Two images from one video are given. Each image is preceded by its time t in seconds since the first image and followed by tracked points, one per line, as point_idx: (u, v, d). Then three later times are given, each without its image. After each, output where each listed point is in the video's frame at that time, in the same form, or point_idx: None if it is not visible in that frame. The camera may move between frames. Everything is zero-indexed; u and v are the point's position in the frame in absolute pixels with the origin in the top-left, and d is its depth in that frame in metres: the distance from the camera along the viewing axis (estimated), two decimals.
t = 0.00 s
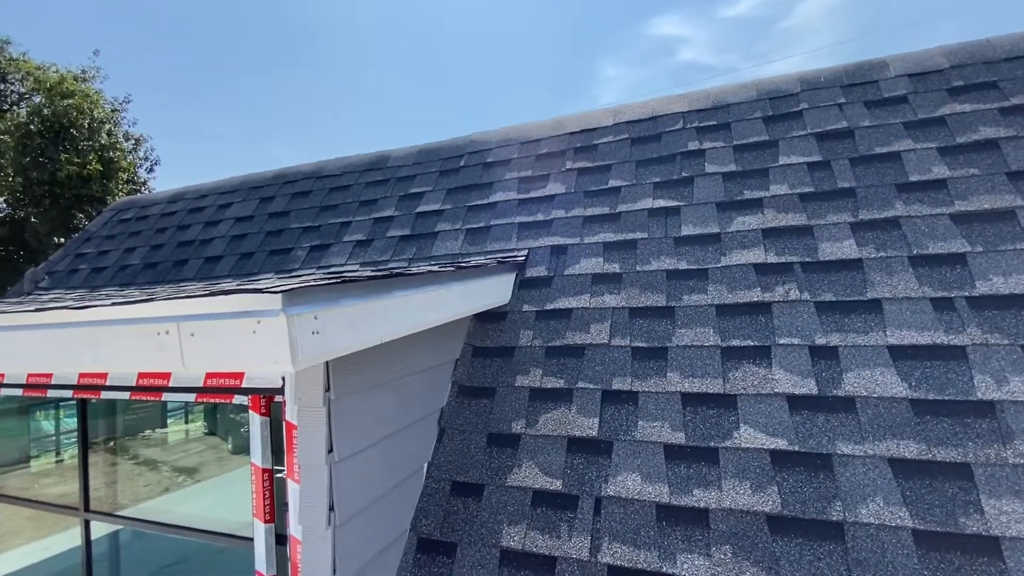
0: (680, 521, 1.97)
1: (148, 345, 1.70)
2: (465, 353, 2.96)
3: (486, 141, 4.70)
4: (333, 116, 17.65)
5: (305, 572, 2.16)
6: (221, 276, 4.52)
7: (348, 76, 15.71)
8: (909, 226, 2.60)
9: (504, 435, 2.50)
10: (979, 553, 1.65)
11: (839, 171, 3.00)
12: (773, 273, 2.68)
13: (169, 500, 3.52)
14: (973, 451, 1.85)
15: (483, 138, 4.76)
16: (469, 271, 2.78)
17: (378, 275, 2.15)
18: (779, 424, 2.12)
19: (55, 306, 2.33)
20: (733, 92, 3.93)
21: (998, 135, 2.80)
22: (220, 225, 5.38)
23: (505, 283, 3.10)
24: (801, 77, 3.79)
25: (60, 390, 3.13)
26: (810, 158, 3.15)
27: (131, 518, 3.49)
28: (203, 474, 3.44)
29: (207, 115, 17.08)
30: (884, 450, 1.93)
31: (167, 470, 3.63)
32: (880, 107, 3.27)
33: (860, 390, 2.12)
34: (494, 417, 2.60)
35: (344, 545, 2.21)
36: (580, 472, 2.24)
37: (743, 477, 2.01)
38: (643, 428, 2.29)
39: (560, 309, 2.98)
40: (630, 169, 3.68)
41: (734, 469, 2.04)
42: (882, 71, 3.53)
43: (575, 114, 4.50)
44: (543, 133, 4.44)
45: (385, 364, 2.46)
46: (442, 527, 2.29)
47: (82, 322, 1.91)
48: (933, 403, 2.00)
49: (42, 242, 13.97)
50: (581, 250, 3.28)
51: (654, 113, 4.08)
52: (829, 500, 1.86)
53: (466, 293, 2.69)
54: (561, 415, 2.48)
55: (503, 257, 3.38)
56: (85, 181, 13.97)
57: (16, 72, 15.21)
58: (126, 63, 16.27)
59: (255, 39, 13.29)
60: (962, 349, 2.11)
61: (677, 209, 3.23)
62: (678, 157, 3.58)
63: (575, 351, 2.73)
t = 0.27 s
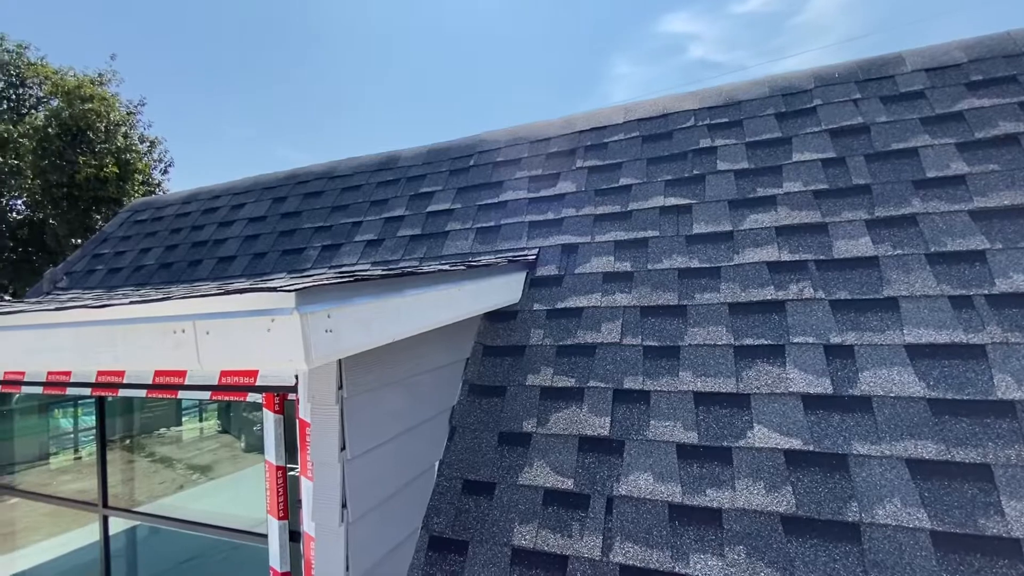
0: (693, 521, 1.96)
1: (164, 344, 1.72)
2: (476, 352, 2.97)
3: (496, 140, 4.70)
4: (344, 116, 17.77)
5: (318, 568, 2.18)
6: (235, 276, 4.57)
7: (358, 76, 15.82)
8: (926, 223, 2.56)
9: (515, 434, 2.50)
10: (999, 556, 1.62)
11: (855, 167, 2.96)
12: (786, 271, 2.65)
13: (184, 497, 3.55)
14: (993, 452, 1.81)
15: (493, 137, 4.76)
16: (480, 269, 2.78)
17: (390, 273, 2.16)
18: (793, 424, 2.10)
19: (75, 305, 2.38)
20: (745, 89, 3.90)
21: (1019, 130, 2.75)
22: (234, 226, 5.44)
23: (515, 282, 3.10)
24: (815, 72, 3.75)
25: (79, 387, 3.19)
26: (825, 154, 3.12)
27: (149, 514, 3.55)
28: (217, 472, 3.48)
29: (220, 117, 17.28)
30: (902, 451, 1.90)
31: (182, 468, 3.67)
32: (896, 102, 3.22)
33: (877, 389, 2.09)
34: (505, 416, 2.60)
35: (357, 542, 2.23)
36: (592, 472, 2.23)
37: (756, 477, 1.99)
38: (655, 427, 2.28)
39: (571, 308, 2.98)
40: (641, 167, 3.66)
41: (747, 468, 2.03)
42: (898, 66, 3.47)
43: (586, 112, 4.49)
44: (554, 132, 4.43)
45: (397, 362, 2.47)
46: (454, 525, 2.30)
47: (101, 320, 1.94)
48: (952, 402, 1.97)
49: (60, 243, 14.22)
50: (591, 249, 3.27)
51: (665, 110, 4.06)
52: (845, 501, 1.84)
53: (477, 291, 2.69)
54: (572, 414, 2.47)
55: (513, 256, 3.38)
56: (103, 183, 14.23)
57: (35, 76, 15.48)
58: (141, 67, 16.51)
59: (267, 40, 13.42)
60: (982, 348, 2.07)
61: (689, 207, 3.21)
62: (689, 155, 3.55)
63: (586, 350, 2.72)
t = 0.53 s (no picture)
0: (703, 521, 1.94)
1: (178, 342, 1.74)
2: (485, 351, 2.97)
3: (505, 140, 4.70)
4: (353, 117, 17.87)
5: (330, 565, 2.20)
6: (246, 276, 4.61)
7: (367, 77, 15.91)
8: (941, 221, 2.53)
9: (524, 433, 2.50)
10: (1017, 558, 1.59)
11: (868, 165, 2.93)
12: (798, 269, 2.63)
13: (196, 495, 3.61)
14: (1010, 452, 1.79)
15: (502, 137, 4.76)
16: (489, 268, 2.79)
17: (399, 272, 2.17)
18: (805, 423, 2.08)
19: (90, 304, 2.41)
20: (756, 86, 3.87)
21: None
22: (244, 226, 5.49)
23: (524, 281, 3.10)
24: (826, 69, 3.72)
25: (94, 386, 3.24)
26: (837, 151, 3.08)
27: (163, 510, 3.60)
28: (229, 470, 3.53)
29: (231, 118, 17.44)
30: (916, 451, 1.87)
31: (194, 466, 3.73)
32: (910, 99, 3.18)
33: (891, 389, 2.06)
34: (514, 415, 2.61)
35: (367, 540, 2.24)
36: (601, 471, 2.23)
37: (768, 477, 1.98)
38: (665, 427, 2.27)
39: (580, 307, 2.97)
40: (650, 166, 3.64)
41: (758, 468, 2.01)
42: (912, 62, 3.43)
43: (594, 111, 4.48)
44: (562, 131, 4.43)
45: (406, 361, 2.48)
46: (463, 523, 2.31)
47: (116, 319, 1.96)
48: (968, 402, 1.94)
49: (75, 244, 14.41)
50: (600, 248, 3.26)
51: (675, 108, 4.04)
52: (858, 502, 1.82)
53: (486, 290, 2.69)
54: (581, 413, 2.47)
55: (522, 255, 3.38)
56: (117, 185, 14.40)
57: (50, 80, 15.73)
58: (153, 69, 16.70)
59: (277, 41, 13.52)
60: (999, 347, 2.04)
61: (699, 206, 3.19)
62: (699, 153, 3.53)
63: (595, 349, 2.72)
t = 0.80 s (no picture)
0: (712, 521, 1.94)
1: (190, 341, 1.76)
2: (492, 350, 2.97)
3: (512, 139, 4.70)
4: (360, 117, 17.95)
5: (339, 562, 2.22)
6: (255, 276, 4.65)
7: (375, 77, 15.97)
8: (953, 219, 2.50)
9: (532, 433, 2.50)
10: None
11: (879, 163, 2.90)
12: (808, 268, 2.61)
13: (206, 493, 3.64)
14: None
15: (509, 136, 4.77)
16: (496, 268, 2.79)
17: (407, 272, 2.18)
18: (815, 424, 2.07)
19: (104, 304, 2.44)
20: (765, 84, 3.84)
21: None
22: (253, 227, 5.54)
23: (531, 280, 3.10)
24: (837, 66, 3.68)
25: (107, 384, 3.28)
26: (847, 149, 3.06)
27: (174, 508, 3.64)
28: (238, 468, 3.54)
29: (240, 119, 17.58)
30: (928, 452, 1.85)
31: (203, 464, 3.75)
32: (922, 96, 3.15)
33: (902, 389, 2.04)
34: (521, 414, 2.61)
35: (376, 538, 2.26)
36: (609, 471, 2.22)
37: (777, 477, 1.97)
38: (674, 427, 2.26)
39: (588, 306, 2.97)
40: (658, 165, 3.63)
41: (767, 468, 2.00)
42: (923, 59, 3.40)
43: (602, 110, 4.47)
44: (569, 130, 4.42)
45: (414, 361, 2.49)
46: (471, 522, 2.31)
47: (129, 318, 1.98)
48: (981, 403, 1.92)
49: (87, 245, 14.58)
50: (608, 247, 3.26)
51: (683, 107, 4.02)
52: (869, 502, 1.81)
53: (493, 289, 2.69)
54: (589, 413, 2.47)
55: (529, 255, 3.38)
56: (130, 186, 14.57)
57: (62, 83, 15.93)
58: (164, 72, 16.87)
59: (285, 43, 13.61)
60: (1012, 347, 2.02)
61: (707, 205, 3.17)
62: (708, 152, 3.51)
63: (603, 349, 2.71)
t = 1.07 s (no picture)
0: (719, 521, 1.93)
1: (199, 340, 1.77)
2: (498, 350, 2.98)
3: (518, 139, 4.70)
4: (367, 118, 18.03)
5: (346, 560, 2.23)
6: (262, 276, 4.67)
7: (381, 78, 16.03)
8: (964, 218, 2.47)
9: (537, 432, 2.50)
10: None
11: (888, 161, 2.87)
12: (816, 267, 2.59)
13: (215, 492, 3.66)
14: None
15: (515, 136, 4.77)
16: (502, 268, 2.79)
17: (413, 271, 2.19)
18: (823, 424, 2.05)
19: (114, 303, 2.46)
20: (772, 83, 3.82)
21: None
22: (261, 227, 5.57)
23: (537, 280, 3.10)
24: (845, 64, 3.66)
25: (118, 383, 3.31)
26: (856, 148, 3.03)
27: (183, 505, 3.68)
28: (245, 467, 3.54)
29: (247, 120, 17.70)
30: (938, 453, 1.84)
31: (212, 463, 3.76)
32: (932, 93, 3.12)
33: (912, 389, 2.02)
34: (527, 413, 2.61)
35: (383, 536, 2.27)
36: (615, 470, 2.22)
37: (784, 477, 1.95)
38: (680, 427, 2.25)
39: (594, 306, 2.97)
40: (664, 164, 3.62)
41: (775, 469, 1.99)
42: (933, 56, 3.36)
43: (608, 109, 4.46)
44: (575, 129, 4.42)
45: (420, 360, 2.50)
46: (477, 521, 2.32)
47: (139, 318, 2.00)
48: (992, 403, 1.90)
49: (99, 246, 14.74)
50: (614, 246, 3.25)
51: (689, 106, 4.00)
52: (878, 503, 1.79)
53: (498, 289, 2.69)
54: (595, 413, 2.46)
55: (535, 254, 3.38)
56: (140, 187, 14.72)
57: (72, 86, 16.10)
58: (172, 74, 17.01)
59: (291, 44, 13.69)
60: None
61: (714, 204, 3.16)
62: (714, 151, 3.50)
63: (609, 348, 2.71)
